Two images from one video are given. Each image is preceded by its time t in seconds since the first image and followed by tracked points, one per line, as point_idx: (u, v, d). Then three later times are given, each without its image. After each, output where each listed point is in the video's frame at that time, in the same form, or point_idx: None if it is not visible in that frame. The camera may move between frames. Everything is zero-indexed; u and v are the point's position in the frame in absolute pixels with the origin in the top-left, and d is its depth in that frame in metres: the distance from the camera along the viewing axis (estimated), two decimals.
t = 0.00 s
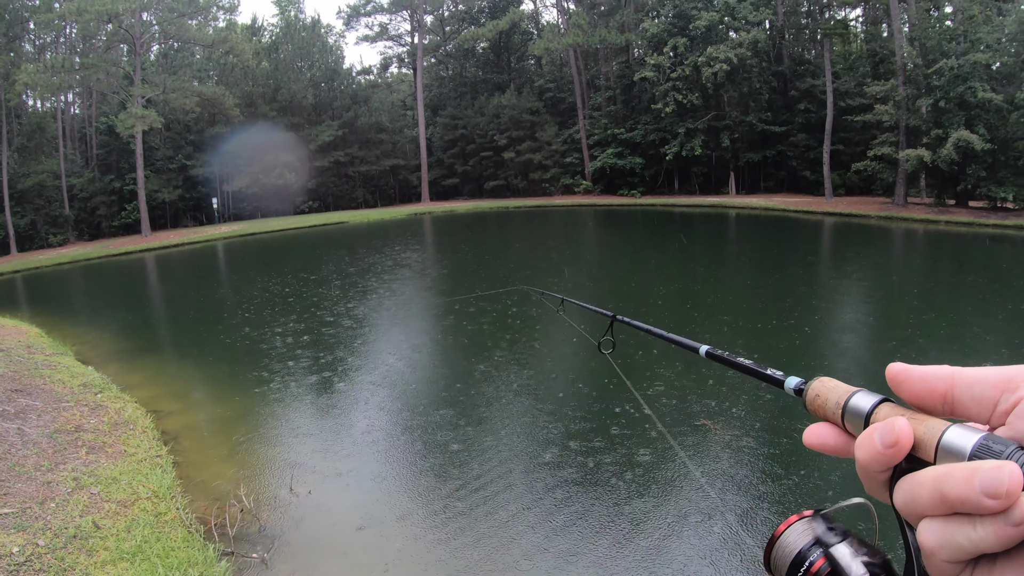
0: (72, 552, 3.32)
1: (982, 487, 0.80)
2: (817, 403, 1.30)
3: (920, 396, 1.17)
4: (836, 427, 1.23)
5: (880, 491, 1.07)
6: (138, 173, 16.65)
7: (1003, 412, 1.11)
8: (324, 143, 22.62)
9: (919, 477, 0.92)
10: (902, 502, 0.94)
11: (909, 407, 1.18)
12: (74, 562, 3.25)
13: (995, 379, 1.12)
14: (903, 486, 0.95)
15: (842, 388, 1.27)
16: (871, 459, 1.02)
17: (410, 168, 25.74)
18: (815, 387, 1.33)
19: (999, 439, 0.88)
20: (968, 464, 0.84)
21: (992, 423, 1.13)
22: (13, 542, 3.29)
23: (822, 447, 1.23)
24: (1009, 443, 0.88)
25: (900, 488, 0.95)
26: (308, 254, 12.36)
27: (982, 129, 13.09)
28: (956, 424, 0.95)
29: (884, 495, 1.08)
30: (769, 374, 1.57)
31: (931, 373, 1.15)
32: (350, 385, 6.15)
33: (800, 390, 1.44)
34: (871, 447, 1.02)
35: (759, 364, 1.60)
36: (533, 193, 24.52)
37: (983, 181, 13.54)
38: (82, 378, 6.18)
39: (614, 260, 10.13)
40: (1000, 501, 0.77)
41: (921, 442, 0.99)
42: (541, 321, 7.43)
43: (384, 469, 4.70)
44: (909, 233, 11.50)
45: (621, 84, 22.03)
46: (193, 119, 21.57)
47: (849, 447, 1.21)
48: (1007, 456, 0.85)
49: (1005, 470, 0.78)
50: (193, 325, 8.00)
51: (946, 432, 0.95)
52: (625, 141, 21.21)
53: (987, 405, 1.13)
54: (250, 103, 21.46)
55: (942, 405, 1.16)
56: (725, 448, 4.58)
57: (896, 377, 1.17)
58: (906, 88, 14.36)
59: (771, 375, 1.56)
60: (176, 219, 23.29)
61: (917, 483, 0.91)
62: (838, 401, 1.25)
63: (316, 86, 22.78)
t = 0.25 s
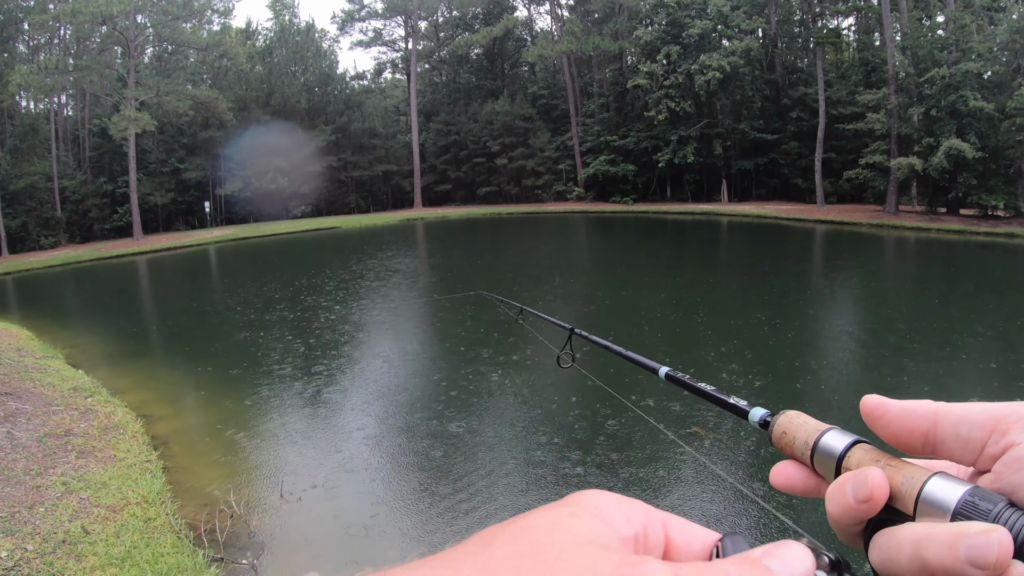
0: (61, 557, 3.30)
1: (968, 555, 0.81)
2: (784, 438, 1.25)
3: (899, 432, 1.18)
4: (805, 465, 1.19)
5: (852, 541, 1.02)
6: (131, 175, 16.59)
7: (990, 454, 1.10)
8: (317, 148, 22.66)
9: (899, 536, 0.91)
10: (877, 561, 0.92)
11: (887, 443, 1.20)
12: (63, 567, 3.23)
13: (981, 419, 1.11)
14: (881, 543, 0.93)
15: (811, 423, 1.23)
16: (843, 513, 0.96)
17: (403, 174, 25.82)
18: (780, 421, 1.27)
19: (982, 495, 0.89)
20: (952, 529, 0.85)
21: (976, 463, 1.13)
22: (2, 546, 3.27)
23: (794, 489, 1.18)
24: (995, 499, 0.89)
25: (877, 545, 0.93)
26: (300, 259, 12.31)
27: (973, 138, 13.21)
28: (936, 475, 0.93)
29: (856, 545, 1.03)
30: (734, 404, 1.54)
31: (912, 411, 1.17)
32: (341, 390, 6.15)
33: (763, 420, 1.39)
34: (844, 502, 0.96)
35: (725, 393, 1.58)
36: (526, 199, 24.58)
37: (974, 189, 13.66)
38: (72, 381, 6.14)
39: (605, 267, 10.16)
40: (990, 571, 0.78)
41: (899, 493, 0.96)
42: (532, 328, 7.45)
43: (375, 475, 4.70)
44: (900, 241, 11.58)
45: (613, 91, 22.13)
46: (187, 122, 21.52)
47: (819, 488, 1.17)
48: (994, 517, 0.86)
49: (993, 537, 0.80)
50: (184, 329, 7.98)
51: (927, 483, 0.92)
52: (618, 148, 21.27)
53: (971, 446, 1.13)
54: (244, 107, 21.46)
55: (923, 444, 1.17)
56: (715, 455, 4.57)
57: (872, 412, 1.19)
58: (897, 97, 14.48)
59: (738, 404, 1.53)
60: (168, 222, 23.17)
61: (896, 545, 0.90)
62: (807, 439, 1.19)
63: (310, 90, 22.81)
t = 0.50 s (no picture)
0: (53, 564, 3.28)
1: (959, 553, 0.77)
2: (767, 431, 1.24)
3: (893, 424, 1.16)
4: (788, 461, 1.20)
5: (833, 539, 1.03)
6: (124, 180, 16.54)
7: (985, 453, 1.11)
8: (311, 153, 22.69)
9: (883, 534, 0.90)
10: (861, 557, 0.93)
11: (880, 435, 1.18)
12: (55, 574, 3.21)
13: (979, 416, 1.12)
14: (864, 540, 0.94)
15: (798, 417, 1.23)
16: (830, 504, 0.96)
17: (396, 179, 25.91)
18: (763, 414, 1.26)
19: (973, 495, 0.88)
20: (943, 525, 0.81)
21: (972, 460, 1.13)
22: None
23: (774, 485, 1.19)
24: (984, 499, 0.88)
25: (861, 543, 0.94)
26: (294, 264, 12.30)
27: (966, 142, 13.28)
28: (924, 474, 0.93)
29: (838, 541, 1.04)
30: (717, 397, 1.52)
31: (910, 403, 1.15)
32: (335, 395, 6.15)
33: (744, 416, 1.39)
34: (829, 494, 0.96)
35: (707, 385, 1.56)
36: (520, 204, 24.62)
37: (966, 194, 13.76)
38: (64, 387, 6.11)
39: (599, 271, 10.19)
40: (976, 568, 0.75)
41: (887, 490, 0.95)
42: (526, 334, 7.46)
43: (369, 480, 4.69)
44: (892, 245, 11.64)
45: (606, 97, 22.19)
46: (180, 126, 21.49)
47: (801, 484, 1.17)
48: (982, 514, 0.84)
49: (984, 534, 0.75)
50: (177, 335, 7.95)
51: (915, 483, 0.92)
52: (611, 154, 21.32)
53: (967, 444, 1.13)
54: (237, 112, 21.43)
55: (918, 438, 1.16)
56: (708, 460, 4.56)
57: (865, 403, 1.17)
58: (889, 102, 14.57)
59: (720, 398, 1.51)
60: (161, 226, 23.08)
61: (882, 540, 0.89)
62: (790, 434, 1.20)
63: (304, 95, 22.82)
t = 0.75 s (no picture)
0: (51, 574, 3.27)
1: (961, 536, 0.77)
2: (785, 415, 1.24)
3: (903, 409, 1.16)
4: (805, 443, 1.19)
5: (844, 520, 1.02)
6: (120, 187, 16.51)
7: (988, 442, 1.12)
8: (307, 159, 22.73)
9: (892, 514, 0.89)
10: (871, 536, 0.92)
11: (890, 421, 1.18)
12: None
13: (987, 404, 1.12)
14: (874, 521, 0.92)
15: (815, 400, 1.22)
16: (841, 484, 0.95)
17: (393, 185, 25.93)
18: (782, 399, 1.27)
19: (977, 480, 0.86)
20: (945, 506, 0.82)
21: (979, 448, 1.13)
22: None
23: (791, 466, 1.19)
24: (988, 484, 0.86)
25: (870, 523, 0.93)
26: (292, 271, 12.28)
27: (961, 144, 13.33)
28: (932, 458, 0.91)
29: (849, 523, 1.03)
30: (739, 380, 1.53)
31: (922, 389, 1.14)
32: (333, 402, 6.15)
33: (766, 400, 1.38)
34: (841, 474, 0.95)
35: (730, 368, 1.57)
36: (516, 210, 24.63)
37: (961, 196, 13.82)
38: (61, 395, 6.09)
39: (596, 276, 10.22)
40: (978, 550, 0.75)
41: (896, 473, 0.94)
42: (525, 339, 7.47)
43: (368, 487, 4.68)
44: (888, 248, 11.68)
45: (602, 103, 22.23)
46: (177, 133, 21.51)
47: (816, 465, 1.17)
48: (986, 500, 0.83)
49: (986, 518, 0.76)
50: (175, 343, 7.92)
51: (923, 466, 0.90)
52: (607, 159, 21.36)
53: (973, 432, 1.14)
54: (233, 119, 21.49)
55: (925, 424, 1.16)
56: (708, 465, 4.54)
57: (878, 388, 1.16)
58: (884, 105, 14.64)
59: (743, 381, 1.54)
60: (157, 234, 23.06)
61: (890, 520, 0.88)
62: (807, 417, 1.20)
63: (300, 102, 22.86)
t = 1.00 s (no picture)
0: None
1: (944, 564, 0.80)
2: (783, 432, 1.24)
3: (892, 432, 1.16)
4: (800, 459, 1.20)
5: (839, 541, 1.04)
6: (122, 192, 16.55)
7: (978, 463, 1.09)
8: (308, 164, 22.81)
9: (885, 539, 0.92)
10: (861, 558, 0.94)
11: (880, 442, 1.17)
12: None
13: (974, 428, 1.09)
14: (867, 543, 0.95)
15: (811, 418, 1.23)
16: (833, 509, 0.98)
17: (394, 190, 25.97)
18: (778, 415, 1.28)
19: (965, 506, 0.89)
20: (932, 534, 0.85)
21: (967, 470, 1.10)
22: None
23: (787, 480, 1.20)
24: (978, 509, 0.88)
25: (863, 545, 0.95)
26: (293, 277, 12.29)
27: (961, 145, 13.35)
28: (923, 483, 0.94)
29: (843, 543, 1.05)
30: (740, 394, 1.54)
31: (910, 412, 1.14)
32: (335, 407, 6.15)
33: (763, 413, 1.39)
34: (833, 499, 0.97)
35: (731, 382, 1.58)
36: (518, 215, 24.65)
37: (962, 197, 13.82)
38: (63, 401, 6.09)
39: (596, 281, 10.23)
40: None
41: (888, 495, 0.97)
42: (527, 344, 7.47)
43: (370, 493, 4.68)
44: (890, 250, 11.67)
45: (602, 107, 22.30)
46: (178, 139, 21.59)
47: (813, 482, 1.18)
48: (971, 526, 0.85)
49: (969, 547, 0.79)
50: (176, 348, 7.93)
51: (914, 492, 0.93)
52: (608, 163, 21.40)
53: (962, 453, 1.11)
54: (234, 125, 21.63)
55: (914, 447, 1.14)
56: (711, 471, 4.53)
57: (865, 410, 1.16)
58: (884, 107, 14.67)
59: (744, 396, 1.53)
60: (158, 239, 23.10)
61: (881, 545, 0.91)
62: (801, 434, 1.21)
63: (301, 107, 22.97)
